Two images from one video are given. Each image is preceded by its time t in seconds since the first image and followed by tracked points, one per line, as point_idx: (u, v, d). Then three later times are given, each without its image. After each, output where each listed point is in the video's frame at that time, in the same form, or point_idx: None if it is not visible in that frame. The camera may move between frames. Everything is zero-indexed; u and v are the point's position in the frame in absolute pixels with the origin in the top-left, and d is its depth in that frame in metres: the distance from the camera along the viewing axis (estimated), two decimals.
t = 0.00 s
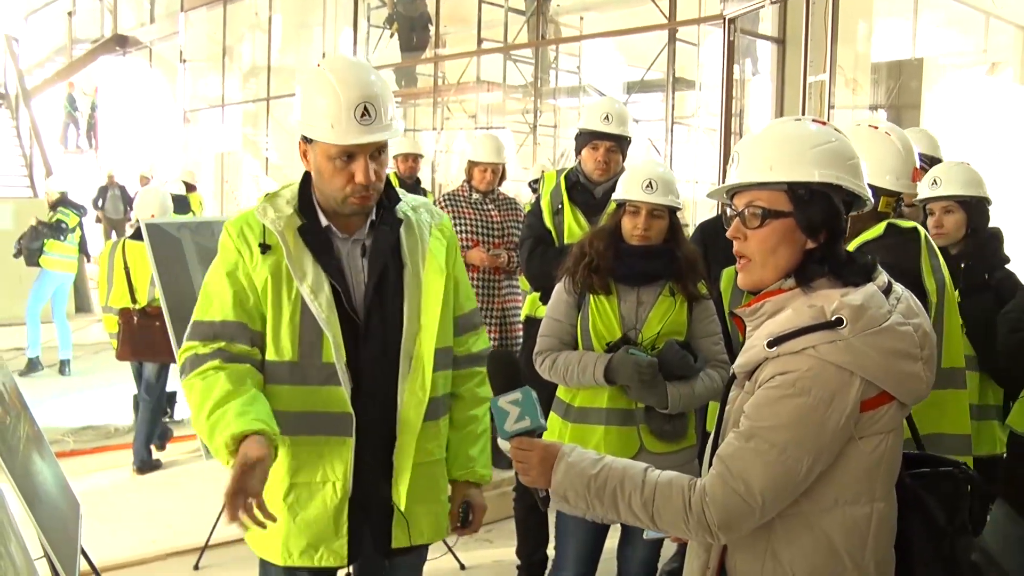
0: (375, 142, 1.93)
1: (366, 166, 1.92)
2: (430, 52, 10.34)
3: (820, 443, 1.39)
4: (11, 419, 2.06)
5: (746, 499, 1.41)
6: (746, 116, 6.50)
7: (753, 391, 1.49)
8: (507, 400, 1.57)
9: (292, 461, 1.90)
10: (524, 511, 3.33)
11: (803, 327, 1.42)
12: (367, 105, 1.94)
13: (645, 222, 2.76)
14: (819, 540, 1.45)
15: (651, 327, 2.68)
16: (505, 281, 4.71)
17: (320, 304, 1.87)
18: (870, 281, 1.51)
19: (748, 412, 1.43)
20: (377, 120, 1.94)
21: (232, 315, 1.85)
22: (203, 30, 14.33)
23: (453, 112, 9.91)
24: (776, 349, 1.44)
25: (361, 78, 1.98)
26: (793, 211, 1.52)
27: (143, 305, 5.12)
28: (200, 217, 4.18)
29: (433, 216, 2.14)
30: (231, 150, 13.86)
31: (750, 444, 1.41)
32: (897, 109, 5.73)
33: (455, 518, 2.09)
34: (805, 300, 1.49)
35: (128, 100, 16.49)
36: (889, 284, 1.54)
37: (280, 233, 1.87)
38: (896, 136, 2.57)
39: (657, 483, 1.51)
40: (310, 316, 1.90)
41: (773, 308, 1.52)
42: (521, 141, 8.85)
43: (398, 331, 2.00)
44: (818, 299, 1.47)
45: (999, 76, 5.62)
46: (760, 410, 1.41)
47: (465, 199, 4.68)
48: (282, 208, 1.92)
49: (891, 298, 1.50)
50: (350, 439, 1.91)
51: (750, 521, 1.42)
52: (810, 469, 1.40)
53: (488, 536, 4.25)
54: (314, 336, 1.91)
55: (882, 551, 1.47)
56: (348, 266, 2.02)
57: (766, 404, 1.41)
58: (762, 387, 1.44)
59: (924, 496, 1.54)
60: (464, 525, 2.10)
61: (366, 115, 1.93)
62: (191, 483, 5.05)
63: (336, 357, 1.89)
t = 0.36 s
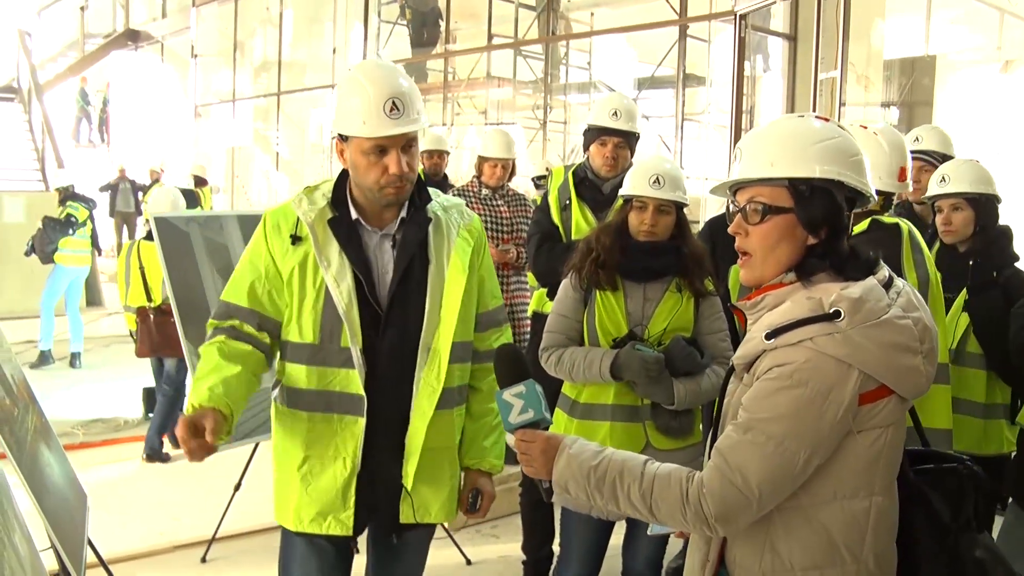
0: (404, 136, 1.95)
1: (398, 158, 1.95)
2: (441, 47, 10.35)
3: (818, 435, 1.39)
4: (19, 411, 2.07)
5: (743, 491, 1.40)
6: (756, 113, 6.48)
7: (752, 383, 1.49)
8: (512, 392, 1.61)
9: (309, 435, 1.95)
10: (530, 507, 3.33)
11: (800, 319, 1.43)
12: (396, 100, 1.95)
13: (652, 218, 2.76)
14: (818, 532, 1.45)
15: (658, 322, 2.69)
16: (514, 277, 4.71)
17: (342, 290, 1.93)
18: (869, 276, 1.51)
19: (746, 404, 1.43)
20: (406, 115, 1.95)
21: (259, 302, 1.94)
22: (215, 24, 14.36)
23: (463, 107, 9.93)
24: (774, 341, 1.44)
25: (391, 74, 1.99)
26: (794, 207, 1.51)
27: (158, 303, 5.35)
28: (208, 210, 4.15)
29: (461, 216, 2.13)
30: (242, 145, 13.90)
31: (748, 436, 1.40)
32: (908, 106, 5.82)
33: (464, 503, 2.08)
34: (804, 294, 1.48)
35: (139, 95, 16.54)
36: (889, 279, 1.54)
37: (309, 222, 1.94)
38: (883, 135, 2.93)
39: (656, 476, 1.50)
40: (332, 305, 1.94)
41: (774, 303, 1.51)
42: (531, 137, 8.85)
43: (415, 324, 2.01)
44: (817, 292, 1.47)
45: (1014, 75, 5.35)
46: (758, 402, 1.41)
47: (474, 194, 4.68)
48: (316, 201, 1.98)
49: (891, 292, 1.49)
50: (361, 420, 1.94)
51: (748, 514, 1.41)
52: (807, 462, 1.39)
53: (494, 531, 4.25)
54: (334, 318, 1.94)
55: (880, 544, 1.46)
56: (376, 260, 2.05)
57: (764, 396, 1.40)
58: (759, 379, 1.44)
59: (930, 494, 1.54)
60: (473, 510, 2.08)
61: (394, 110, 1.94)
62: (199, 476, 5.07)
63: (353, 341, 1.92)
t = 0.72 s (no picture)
0: (416, 129, 1.96)
1: (411, 150, 1.95)
2: (447, 42, 10.34)
3: (808, 428, 1.39)
4: (25, 404, 2.09)
5: (738, 485, 1.40)
6: (762, 107, 6.48)
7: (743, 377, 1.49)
8: (540, 375, 1.56)
9: (308, 420, 1.94)
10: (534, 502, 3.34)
11: (788, 311, 1.43)
12: (407, 94, 1.97)
13: (654, 213, 2.77)
14: (811, 524, 1.45)
15: (660, 318, 2.70)
16: (518, 272, 4.72)
17: (346, 278, 1.94)
18: (860, 270, 1.51)
19: (737, 399, 1.43)
20: (418, 109, 1.97)
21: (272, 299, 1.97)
22: (221, 19, 14.37)
23: (469, 103, 9.94)
24: (762, 333, 1.45)
25: (403, 71, 2.01)
26: (782, 201, 1.51)
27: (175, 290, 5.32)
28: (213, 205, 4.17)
29: (465, 212, 2.12)
30: (248, 140, 13.93)
31: (740, 430, 1.41)
32: (916, 102, 5.76)
33: (457, 493, 2.11)
34: (790, 289, 1.48)
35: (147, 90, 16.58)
36: (879, 272, 1.52)
37: (316, 212, 1.95)
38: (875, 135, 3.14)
39: (654, 473, 1.51)
40: (335, 295, 1.96)
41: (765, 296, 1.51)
42: (537, 132, 8.84)
43: (418, 317, 2.02)
44: (805, 286, 1.47)
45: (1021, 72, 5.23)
46: (748, 396, 1.41)
47: (480, 189, 4.67)
48: (324, 191, 1.99)
49: (880, 285, 1.49)
50: (358, 407, 1.94)
51: (743, 508, 1.42)
52: (799, 454, 1.40)
53: (497, 526, 4.26)
54: (336, 306, 1.95)
55: (872, 535, 1.47)
56: (380, 253, 2.05)
57: (755, 389, 1.41)
58: (749, 373, 1.44)
59: (924, 487, 1.54)
60: (467, 499, 2.12)
61: (406, 104, 1.96)
62: (203, 470, 5.09)
63: (353, 329, 1.93)
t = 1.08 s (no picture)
0: (408, 131, 1.96)
1: (403, 151, 1.95)
2: (454, 39, 10.33)
3: (805, 420, 1.39)
4: (34, 398, 2.10)
5: (743, 481, 1.41)
6: (771, 104, 6.47)
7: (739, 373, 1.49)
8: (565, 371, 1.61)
9: (311, 415, 1.95)
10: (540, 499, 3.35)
11: (779, 304, 1.44)
12: (398, 96, 1.96)
13: (660, 209, 2.77)
14: (815, 518, 1.45)
15: (666, 314, 2.69)
16: (526, 269, 4.73)
17: (350, 276, 1.95)
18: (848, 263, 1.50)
19: (734, 394, 1.44)
20: (409, 111, 1.96)
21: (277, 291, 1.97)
22: (230, 16, 14.39)
23: (477, 100, 9.93)
24: (756, 327, 1.45)
25: (397, 72, 2.01)
26: (768, 201, 1.52)
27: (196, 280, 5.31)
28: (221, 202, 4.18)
29: (468, 210, 2.14)
30: (256, 137, 13.96)
31: (740, 426, 1.41)
32: (925, 100, 5.77)
33: (466, 489, 2.11)
34: (778, 286, 1.48)
35: (156, 87, 16.63)
36: (867, 265, 1.52)
37: (321, 209, 1.96)
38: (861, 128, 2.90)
39: (664, 470, 1.51)
40: (340, 291, 1.97)
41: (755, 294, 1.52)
42: (545, 130, 8.82)
43: (423, 312, 2.03)
44: (796, 281, 1.46)
45: None
46: (744, 391, 1.42)
47: (487, 186, 4.66)
48: (329, 188, 2.00)
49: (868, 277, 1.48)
50: (362, 402, 1.95)
51: (750, 504, 1.42)
52: (800, 447, 1.40)
53: (503, 523, 4.27)
54: (341, 301, 1.97)
55: (869, 525, 1.47)
56: (386, 249, 2.06)
57: (751, 384, 1.42)
58: (744, 368, 1.45)
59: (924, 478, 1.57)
60: (475, 494, 2.11)
61: (397, 106, 1.95)
62: (211, 465, 5.10)
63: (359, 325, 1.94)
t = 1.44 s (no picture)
0: (396, 129, 1.96)
1: (393, 150, 1.96)
2: (461, 37, 10.33)
3: (788, 419, 1.39)
4: (44, 395, 2.11)
5: (729, 479, 1.41)
6: (779, 101, 6.45)
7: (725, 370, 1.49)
8: (564, 362, 1.70)
9: (320, 412, 1.95)
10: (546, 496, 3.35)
11: (760, 303, 1.44)
12: (385, 96, 1.97)
13: (663, 207, 2.78)
14: (800, 516, 1.45)
15: (673, 309, 2.67)
16: (533, 267, 4.74)
17: (360, 274, 1.95)
18: (834, 260, 1.51)
19: (721, 394, 1.44)
20: (397, 109, 1.96)
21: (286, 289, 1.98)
22: (237, 14, 14.41)
23: (484, 98, 9.92)
24: (739, 326, 1.45)
25: (389, 71, 2.02)
26: (759, 201, 1.52)
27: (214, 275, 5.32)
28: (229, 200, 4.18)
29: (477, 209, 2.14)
30: (264, 135, 13.97)
31: (726, 425, 1.42)
32: (933, 98, 5.77)
33: (469, 488, 2.11)
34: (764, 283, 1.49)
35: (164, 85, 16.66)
36: (853, 262, 1.52)
37: (331, 207, 1.96)
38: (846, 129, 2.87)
39: (655, 465, 1.52)
40: (350, 288, 1.97)
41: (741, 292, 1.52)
42: (552, 128, 8.79)
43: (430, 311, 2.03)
44: (779, 279, 1.47)
45: None
46: (730, 390, 1.42)
47: (495, 184, 4.68)
48: (340, 185, 2.01)
49: (854, 276, 1.48)
50: (371, 401, 1.95)
51: (737, 502, 1.42)
52: (785, 446, 1.40)
53: (510, 520, 4.27)
54: (350, 299, 1.97)
55: (852, 522, 1.47)
56: (395, 247, 2.07)
57: (735, 383, 1.42)
58: (729, 367, 1.45)
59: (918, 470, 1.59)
60: (478, 494, 2.12)
61: (385, 106, 1.96)
62: (218, 463, 5.12)
63: (367, 322, 1.94)
